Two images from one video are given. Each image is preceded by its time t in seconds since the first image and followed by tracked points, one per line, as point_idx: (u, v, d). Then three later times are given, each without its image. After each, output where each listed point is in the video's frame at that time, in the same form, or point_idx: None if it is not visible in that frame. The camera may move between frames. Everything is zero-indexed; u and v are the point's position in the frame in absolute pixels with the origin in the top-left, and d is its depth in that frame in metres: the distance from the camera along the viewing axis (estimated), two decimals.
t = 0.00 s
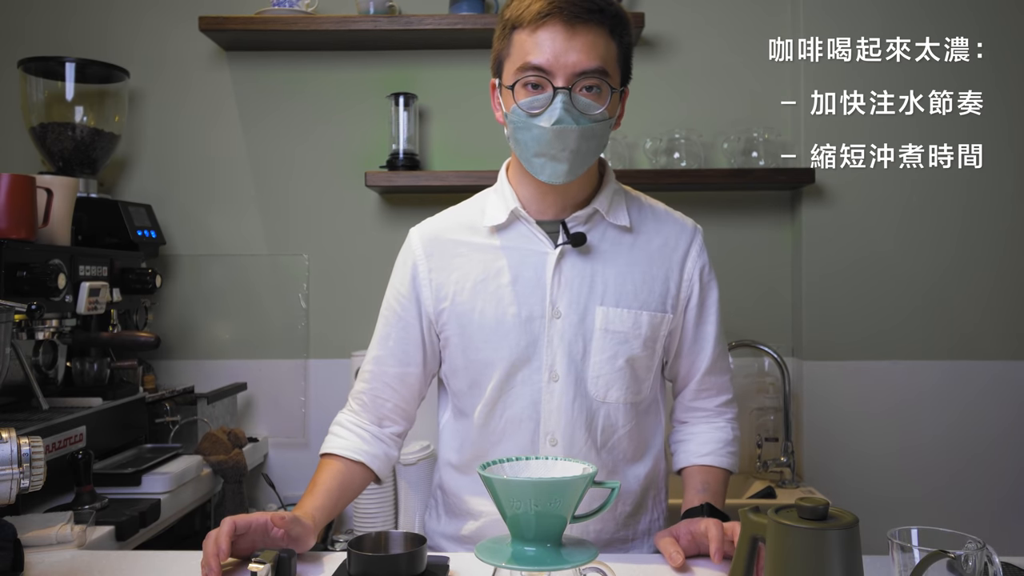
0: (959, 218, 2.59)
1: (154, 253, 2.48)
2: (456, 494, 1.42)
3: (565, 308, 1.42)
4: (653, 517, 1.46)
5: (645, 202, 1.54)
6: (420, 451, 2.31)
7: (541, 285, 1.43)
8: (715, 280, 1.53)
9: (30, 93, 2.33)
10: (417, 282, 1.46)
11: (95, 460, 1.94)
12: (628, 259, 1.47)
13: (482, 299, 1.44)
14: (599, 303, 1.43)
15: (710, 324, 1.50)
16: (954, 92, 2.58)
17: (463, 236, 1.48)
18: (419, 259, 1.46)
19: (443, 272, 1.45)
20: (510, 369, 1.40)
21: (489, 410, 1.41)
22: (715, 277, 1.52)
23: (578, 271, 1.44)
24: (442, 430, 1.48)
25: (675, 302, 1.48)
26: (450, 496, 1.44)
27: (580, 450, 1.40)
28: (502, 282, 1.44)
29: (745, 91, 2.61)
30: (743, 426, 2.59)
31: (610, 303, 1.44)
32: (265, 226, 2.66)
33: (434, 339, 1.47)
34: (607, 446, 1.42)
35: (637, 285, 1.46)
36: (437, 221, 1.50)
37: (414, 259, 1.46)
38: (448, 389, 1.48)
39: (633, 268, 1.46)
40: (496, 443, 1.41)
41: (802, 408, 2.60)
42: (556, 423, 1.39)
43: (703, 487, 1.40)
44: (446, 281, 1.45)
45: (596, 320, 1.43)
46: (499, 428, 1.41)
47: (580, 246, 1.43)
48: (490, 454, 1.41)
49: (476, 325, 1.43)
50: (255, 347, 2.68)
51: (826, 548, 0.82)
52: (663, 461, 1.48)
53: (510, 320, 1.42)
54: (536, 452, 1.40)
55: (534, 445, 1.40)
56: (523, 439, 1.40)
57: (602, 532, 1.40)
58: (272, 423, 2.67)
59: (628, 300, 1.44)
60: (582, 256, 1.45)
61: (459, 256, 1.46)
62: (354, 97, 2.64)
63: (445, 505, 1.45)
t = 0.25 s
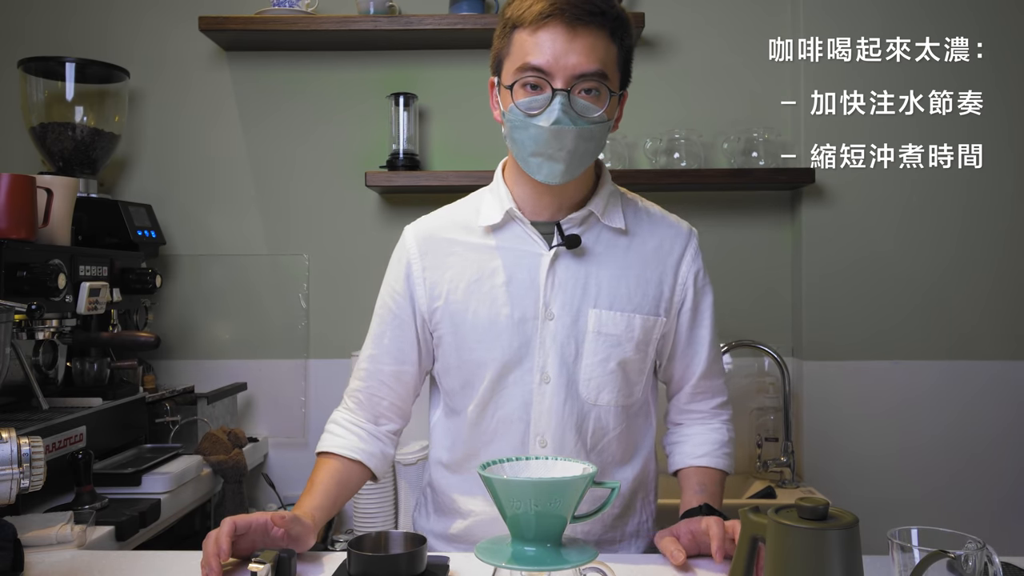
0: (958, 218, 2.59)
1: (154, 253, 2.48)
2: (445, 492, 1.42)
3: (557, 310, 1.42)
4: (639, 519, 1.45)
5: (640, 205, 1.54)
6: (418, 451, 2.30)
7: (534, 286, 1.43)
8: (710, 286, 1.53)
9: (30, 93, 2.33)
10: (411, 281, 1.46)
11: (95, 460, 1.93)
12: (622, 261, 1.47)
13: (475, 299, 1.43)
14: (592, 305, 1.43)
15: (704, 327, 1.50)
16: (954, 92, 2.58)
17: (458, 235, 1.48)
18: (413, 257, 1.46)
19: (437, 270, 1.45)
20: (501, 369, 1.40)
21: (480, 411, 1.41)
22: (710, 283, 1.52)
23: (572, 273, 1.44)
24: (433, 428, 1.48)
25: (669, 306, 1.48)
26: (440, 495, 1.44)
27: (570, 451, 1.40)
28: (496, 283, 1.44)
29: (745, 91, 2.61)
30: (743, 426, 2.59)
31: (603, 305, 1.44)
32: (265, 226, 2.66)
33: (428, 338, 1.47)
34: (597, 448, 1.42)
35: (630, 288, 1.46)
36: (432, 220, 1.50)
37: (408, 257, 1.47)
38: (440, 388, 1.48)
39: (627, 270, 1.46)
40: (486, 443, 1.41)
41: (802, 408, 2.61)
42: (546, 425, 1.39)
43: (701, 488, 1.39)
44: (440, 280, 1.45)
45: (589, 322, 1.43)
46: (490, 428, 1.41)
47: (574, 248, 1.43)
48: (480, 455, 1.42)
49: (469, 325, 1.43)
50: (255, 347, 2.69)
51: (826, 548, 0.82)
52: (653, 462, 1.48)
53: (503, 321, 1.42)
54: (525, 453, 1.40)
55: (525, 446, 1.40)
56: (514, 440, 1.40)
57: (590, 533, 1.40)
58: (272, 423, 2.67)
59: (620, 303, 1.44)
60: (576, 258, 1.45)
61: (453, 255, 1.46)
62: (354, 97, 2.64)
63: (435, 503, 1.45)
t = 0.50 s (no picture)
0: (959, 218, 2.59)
1: (154, 253, 2.48)
2: (456, 491, 1.42)
3: (564, 303, 1.43)
4: (647, 518, 1.43)
5: (644, 199, 1.54)
6: (420, 451, 2.29)
7: (540, 281, 1.43)
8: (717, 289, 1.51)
9: (30, 93, 2.33)
10: (417, 282, 1.46)
11: (95, 460, 1.93)
12: (628, 253, 1.47)
13: (482, 295, 1.43)
14: (599, 297, 1.43)
15: (715, 320, 1.48)
16: (954, 92, 2.58)
17: (464, 235, 1.48)
18: (419, 260, 1.47)
19: (443, 271, 1.46)
20: (509, 364, 1.40)
21: (488, 405, 1.41)
22: (717, 286, 1.51)
23: (578, 266, 1.44)
24: (444, 430, 1.48)
25: (676, 297, 1.48)
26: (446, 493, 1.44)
27: (579, 446, 1.40)
28: (502, 277, 1.44)
29: (745, 91, 2.61)
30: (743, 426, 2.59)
31: (609, 297, 1.44)
32: (265, 226, 2.66)
33: (435, 338, 1.47)
34: (611, 443, 1.41)
35: (636, 281, 1.46)
36: (438, 223, 1.50)
37: (414, 261, 1.47)
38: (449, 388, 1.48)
39: (633, 262, 1.46)
40: (494, 439, 1.41)
41: (802, 408, 2.61)
42: (554, 418, 1.39)
43: (749, 484, 1.34)
44: (446, 280, 1.45)
45: (596, 314, 1.43)
46: (498, 424, 1.40)
47: (579, 241, 1.44)
48: (490, 452, 1.41)
49: (476, 321, 1.43)
50: (255, 348, 2.68)
51: (826, 548, 0.82)
52: (662, 461, 1.48)
53: (510, 315, 1.42)
54: (535, 449, 1.40)
55: (533, 441, 1.40)
56: (522, 436, 1.40)
57: (601, 530, 1.40)
58: (272, 423, 2.67)
59: (628, 294, 1.44)
60: (581, 251, 1.45)
61: (459, 253, 1.46)
62: (354, 97, 2.64)
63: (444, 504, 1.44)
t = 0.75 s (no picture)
0: (959, 218, 2.59)
1: (154, 253, 2.48)
2: (457, 492, 1.42)
3: (566, 303, 1.42)
4: (648, 519, 1.44)
5: (645, 200, 1.54)
6: (420, 451, 2.27)
7: (541, 282, 1.43)
8: (718, 290, 1.52)
9: (30, 93, 2.33)
10: (418, 281, 1.46)
11: (95, 460, 1.93)
12: (629, 254, 1.47)
13: (483, 294, 1.43)
14: (600, 297, 1.43)
15: (715, 320, 1.49)
16: (954, 92, 2.58)
17: (464, 235, 1.48)
18: (419, 259, 1.47)
19: (443, 270, 1.46)
20: (510, 364, 1.40)
21: (489, 405, 1.41)
22: (718, 287, 1.51)
23: (580, 266, 1.44)
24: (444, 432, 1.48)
25: (677, 298, 1.48)
26: (447, 494, 1.44)
27: (579, 446, 1.40)
28: (504, 277, 1.44)
29: (745, 91, 2.61)
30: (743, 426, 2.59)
31: (611, 297, 1.44)
32: (265, 226, 2.66)
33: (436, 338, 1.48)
34: (614, 442, 1.41)
35: (638, 281, 1.45)
36: (438, 223, 1.50)
37: (414, 259, 1.47)
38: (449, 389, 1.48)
39: (635, 262, 1.46)
40: (495, 439, 1.41)
41: (802, 408, 2.61)
42: (556, 419, 1.39)
43: (749, 484, 1.34)
44: (446, 279, 1.45)
45: (597, 315, 1.43)
46: (500, 424, 1.40)
47: (580, 242, 1.43)
48: (489, 452, 1.41)
49: (477, 321, 1.43)
50: (255, 348, 2.68)
51: (826, 548, 0.82)
52: (663, 461, 1.48)
53: (511, 315, 1.42)
54: (535, 449, 1.40)
55: (534, 441, 1.40)
56: (522, 436, 1.40)
57: (602, 531, 1.40)
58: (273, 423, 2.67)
59: (629, 294, 1.44)
60: (583, 252, 1.45)
61: (460, 253, 1.46)
62: (354, 97, 2.64)
63: (444, 504, 1.45)
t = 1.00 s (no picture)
0: (959, 218, 2.59)
1: (154, 253, 2.48)
2: (457, 493, 1.42)
3: (569, 304, 1.42)
4: (649, 520, 1.44)
5: (646, 200, 1.54)
6: (420, 450, 2.27)
7: (544, 283, 1.43)
8: (719, 290, 1.52)
9: (30, 93, 2.33)
10: (420, 281, 1.46)
11: (95, 460, 1.93)
12: (632, 255, 1.46)
13: (486, 295, 1.43)
14: (603, 298, 1.43)
15: (716, 321, 1.49)
16: (954, 92, 2.58)
17: (466, 235, 1.48)
18: (422, 259, 1.47)
19: (445, 270, 1.45)
20: (513, 365, 1.40)
21: (491, 407, 1.41)
22: (720, 287, 1.51)
23: (583, 267, 1.44)
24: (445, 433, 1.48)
25: (679, 299, 1.48)
26: (447, 494, 1.44)
27: (581, 447, 1.40)
28: (507, 278, 1.43)
29: (745, 91, 2.61)
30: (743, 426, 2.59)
31: (614, 298, 1.43)
32: (265, 226, 2.66)
33: (438, 338, 1.47)
34: (616, 444, 1.41)
35: (640, 282, 1.45)
36: (440, 224, 1.50)
37: (416, 260, 1.47)
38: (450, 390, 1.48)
39: (637, 263, 1.46)
40: (497, 440, 1.41)
41: (802, 408, 2.61)
42: (558, 420, 1.39)
43: (748, 484, 1.35)
44: (449, 279, 1.45)
45: (600, 315, 1.43)
46: (502, 426, 1.40)
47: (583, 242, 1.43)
48: (490, 453, 1.41)
49: (479, 322, 1.43)
50: (255, 348, 2.68)
51: (826, 548, 0.82)
52: (663, 462, 1.48)
53: (514, 316, 1.42)
54: (537, 450, 1.40)
55: (536, 443, 1.40)
56: (524, 437, 1.40)
57: (603, 532, 1.40)
58: (273, 423, 2.67)
59: (632, 295, 1.44)
60: (586, 252, 1.45)
61: (463, 254, 1.46)
62: (354, 97, 2.64)
63: (444, 505, 1.44)
